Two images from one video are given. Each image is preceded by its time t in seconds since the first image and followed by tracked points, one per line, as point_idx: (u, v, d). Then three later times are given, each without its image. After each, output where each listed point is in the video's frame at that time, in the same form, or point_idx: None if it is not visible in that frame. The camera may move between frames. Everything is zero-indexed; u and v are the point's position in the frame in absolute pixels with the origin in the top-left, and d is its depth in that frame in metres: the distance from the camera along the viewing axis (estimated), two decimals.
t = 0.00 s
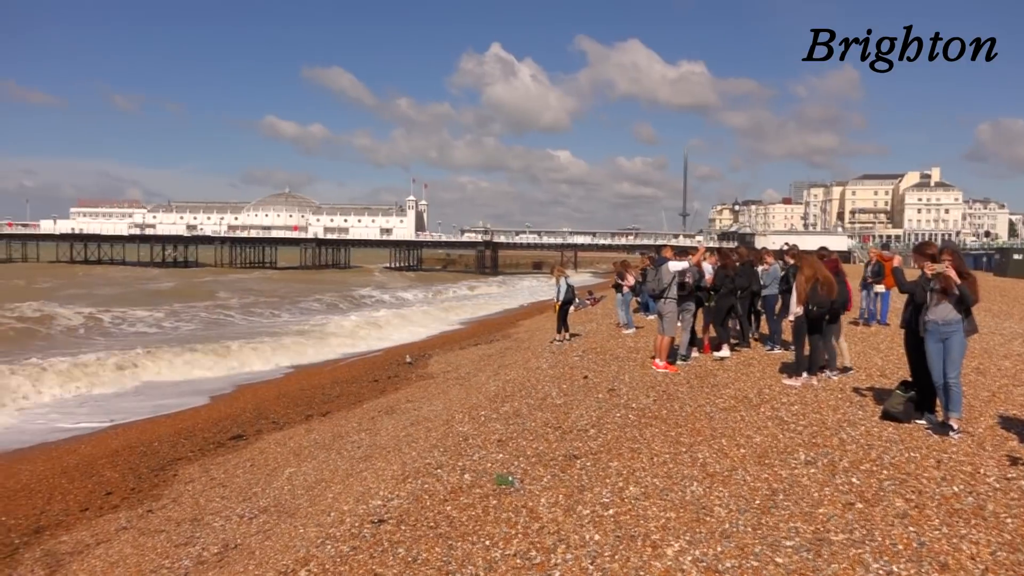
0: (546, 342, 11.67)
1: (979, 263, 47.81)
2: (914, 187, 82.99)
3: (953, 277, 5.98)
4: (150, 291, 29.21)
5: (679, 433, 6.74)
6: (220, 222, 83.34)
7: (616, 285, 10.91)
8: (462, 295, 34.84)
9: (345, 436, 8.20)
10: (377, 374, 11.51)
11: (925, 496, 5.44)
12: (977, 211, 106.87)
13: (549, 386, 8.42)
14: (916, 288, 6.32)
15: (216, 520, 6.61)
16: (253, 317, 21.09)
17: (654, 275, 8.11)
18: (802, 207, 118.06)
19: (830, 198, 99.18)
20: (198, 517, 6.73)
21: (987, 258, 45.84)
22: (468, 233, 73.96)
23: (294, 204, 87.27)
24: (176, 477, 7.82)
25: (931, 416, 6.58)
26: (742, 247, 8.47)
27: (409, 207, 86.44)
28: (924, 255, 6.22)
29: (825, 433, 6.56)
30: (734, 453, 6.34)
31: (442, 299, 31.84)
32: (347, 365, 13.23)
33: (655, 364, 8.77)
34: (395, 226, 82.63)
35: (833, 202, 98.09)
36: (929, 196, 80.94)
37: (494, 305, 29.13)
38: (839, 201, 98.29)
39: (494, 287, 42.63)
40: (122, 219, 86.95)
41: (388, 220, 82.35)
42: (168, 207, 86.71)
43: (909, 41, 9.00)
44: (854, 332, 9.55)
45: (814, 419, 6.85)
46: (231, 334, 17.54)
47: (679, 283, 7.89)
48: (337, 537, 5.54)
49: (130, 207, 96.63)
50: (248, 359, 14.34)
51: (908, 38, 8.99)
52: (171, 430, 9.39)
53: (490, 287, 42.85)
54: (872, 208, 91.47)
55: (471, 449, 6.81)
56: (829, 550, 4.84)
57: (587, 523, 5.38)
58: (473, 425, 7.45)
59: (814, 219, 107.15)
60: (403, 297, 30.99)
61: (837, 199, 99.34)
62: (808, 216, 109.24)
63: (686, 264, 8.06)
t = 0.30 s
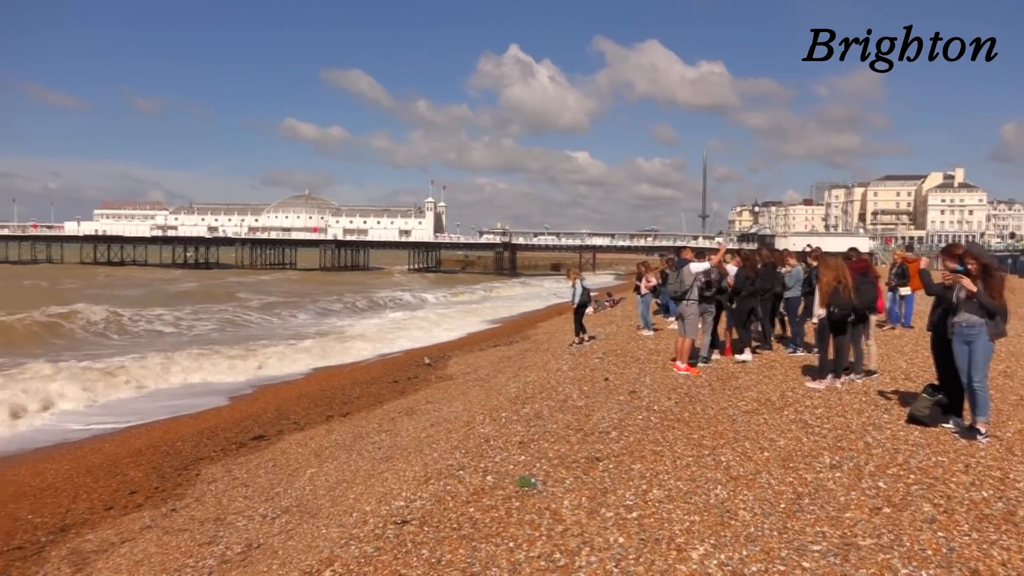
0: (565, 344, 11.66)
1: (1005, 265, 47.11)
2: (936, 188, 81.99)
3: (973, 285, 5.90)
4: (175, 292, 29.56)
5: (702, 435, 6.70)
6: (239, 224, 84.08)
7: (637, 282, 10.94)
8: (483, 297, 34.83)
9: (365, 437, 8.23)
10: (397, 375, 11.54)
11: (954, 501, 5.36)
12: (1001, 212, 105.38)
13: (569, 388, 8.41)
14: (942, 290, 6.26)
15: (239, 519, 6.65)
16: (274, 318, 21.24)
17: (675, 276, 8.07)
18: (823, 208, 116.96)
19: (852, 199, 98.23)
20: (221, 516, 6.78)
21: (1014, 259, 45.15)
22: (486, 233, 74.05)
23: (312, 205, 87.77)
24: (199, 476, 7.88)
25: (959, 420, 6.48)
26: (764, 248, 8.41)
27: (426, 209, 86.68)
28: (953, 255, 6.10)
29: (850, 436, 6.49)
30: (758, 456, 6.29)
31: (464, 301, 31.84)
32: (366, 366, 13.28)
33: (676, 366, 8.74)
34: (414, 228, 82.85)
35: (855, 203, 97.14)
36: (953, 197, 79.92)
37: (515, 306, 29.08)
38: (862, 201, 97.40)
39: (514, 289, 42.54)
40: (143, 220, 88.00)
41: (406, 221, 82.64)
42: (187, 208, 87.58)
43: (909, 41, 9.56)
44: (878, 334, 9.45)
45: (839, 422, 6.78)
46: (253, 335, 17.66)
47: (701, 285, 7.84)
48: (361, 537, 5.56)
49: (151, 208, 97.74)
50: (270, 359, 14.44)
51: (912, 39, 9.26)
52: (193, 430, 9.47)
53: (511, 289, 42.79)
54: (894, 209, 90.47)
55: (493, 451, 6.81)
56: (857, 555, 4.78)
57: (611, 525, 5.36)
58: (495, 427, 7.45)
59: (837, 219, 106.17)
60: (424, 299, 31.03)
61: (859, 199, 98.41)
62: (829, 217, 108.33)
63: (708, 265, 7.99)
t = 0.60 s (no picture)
0: (582, 342, 11.64)
1: None
2: (959, 186, 80.95)
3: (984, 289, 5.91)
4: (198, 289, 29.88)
5: (722, 434, 6.66)
6: (258, 222, 84.68)
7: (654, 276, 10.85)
8: (502, 295, 34.75)
9: (384, 434, 8.25)
10: (415, 373, 11.57)
11: (980, 501, 5.29)
12: None
13: (588, 385, 8.39)
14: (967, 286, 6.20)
15: (260, 514, 6.68)
16: (294, 315, 21.36)
17: (694, 274, 8.01)
18: (842, 206, 115.84)
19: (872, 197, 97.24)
20: (242, 511, 6.82)
21: None
22: (503, 231, 74.01)
23: (329, 203, 88.16)
24: (220, 472, 7.93)
25: (984, 421, 6.40)
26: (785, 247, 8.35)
27: (442, 207, 86.76)
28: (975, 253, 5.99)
29: (873, 436, 6.44)
30: (780, 455, 6.25)
31: (484, 299, 31.78)
32: (385, 363, 13.32)
33: (695, 364, 8.70)
34: (432, 226, 82.94)
35: (875, 202, 96.15)
36: (976, 196, 78.85)
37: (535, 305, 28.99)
38: (882, 199, 96.35)
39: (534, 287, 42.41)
40: (163, 217, 88.97)
41: (423, 219, 82.79)
42: (204, 206, 88.28)
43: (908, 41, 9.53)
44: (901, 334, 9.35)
45: (861, 422, 6.72)
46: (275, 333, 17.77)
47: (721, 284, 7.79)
48: (382, 533, 5.57)
49: (171, 206, 98.78)
50: (290, 356, 14.52)
51: (909, 38, 9.31)
52: (214, 425, 9.55)
53: (531, 287, 42.64)
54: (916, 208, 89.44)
55: (513, 448, 6.81)
56: (881, 555, 4.74)
57: (632, 523, 5.34)
58: (514, 424, 7.45)
59: (856, 218, 105.09)
60: (444, 297, 31.01)
61: (880, 198, 97.27)
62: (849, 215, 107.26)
63: (729, 263, 7.92)
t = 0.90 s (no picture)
0: (596, 344, 11.63)
1: None
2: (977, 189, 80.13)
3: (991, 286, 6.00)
4: (217, 289, 30.07)
5: (740, 437, 6.63)
6: (273, 221, 85.12)
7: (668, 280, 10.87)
8: (520, 296, 34.65)
9: (399, 434, 8.27)
10: (429, 373, 11.59)
11: (1002, 507, 5.23)
12: None
13: (603, 387, 8.38)
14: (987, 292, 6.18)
15: (276, 513, 6.70)
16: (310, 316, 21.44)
17: (710, 276, 8.00)
18: (858, 208, 114.98)
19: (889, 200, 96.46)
20: (259, 510, 6.84)
21: None
22: (518, 232, 73.98)
23: (343, 203, 88.43)
24: (236, 470, 7.96)
25: (1005, 426, 6.31)
26: (802, 249, 8.33)
27: (455, 208, 86.81)
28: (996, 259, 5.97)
29: (893, 440, 6.39)
30: (799, 458, 6.21)
31: (502, 300, 31.71)
32: (400, 364, 13.34)
33: (711, 366, 8.69)
34: (447, 227, 82.99)
35: (893, 204, 95.37)
36: (995, 198, 78.00)
37: (554, 306, 28.87)
38: (899, 202, 95.57)
39: (552, 289, 42.24)
40: (179, 217, 89.66)
41: (438, 220, 82.87)
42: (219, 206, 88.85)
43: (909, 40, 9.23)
44: (920, 337, 9.27)
45: (880, 426, 6.68)
46: (294, 334, 17.83)
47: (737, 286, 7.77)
48: (400, 533, 5.57)
49: (186, 206, 99.50)
50: (307, 357, 14.56)
51: (909, 37, 9.32)
52: (230, 424, 9.60)
53: (548, 288, 42.54)
54: (933, 211, 88.62)
55: (529, 449, 6.81)
56: (903, 561, 4.69)
57: (650, 526, 5.32)
58: (530, 425, 7.45)
59: (872, 219, 104.27)
60: (462, 299, 30.98)
61: (898, 200, 96.41)
62: (865, 217, 106.50)
63: (745, 265, 7.88)
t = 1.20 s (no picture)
0: (614, 349, 11.62)
1: None
2: (1001, 196, 79.04)
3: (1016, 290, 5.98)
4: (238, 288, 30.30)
5: (761, 444, 6.59)
6: (292, 221, 85.68)
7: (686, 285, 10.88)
8: (540, 300, 34.53)
9: (417, 436, 8.27)
10: (446, 375, 11.60)
11: None
12: None
13: (623, 392, 8.36)
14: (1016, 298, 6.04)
15: (295, 512, 6.71)
16: (331, 318, 21.54)
17: (731, 283, 7.96)
18: (878, 215, 113.87)
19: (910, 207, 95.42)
20: (277, 508, 6.85)
21: None
22: (536, 236, 73.92)
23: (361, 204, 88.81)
24: (255, 469, 8.00)
25: None
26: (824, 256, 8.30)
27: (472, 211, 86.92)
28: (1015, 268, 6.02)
29: (916, 450, 6.31)
30: (821, 467, 6.15)
31: (523, 304, 31.62)
32: (418, 365, 13.36)
33: (731, 373, 8.65)
34: (464, 229, 83.07)
35: (914, 211, 94.34)
36: (1019, 206, 76.88)
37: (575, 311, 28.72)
38: (920, 209, 94.55)
39: (573, 293, 42.06)
40: (200, 216, 90.79)
41: (456, 222, 83.01)
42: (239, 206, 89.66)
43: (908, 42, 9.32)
44: (944, 347, 9.17)
45: (904, 435, 6.61)
46: (316, 335, 17.92)
47: (759, 293, 7.73)
48: (420, 534, 5.57)
49: (206, 205, 100.63)
50: (327, 358, 14.62)
51: (909, 39, 9.34)
52: (249, 423, 9.65)
53: (569, 292, 42.39)
54: (955, 219, 87.57)
55: (549, 453, 6.80)
56: (928, 571, 4.59)
57: (672, 532, 5.26)
58: (549, 429, 7.45)
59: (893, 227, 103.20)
60: (482, 302, 30.95)
61: (920, 208, 95.33)
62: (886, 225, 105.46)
63: (767, 271, 7.85)
